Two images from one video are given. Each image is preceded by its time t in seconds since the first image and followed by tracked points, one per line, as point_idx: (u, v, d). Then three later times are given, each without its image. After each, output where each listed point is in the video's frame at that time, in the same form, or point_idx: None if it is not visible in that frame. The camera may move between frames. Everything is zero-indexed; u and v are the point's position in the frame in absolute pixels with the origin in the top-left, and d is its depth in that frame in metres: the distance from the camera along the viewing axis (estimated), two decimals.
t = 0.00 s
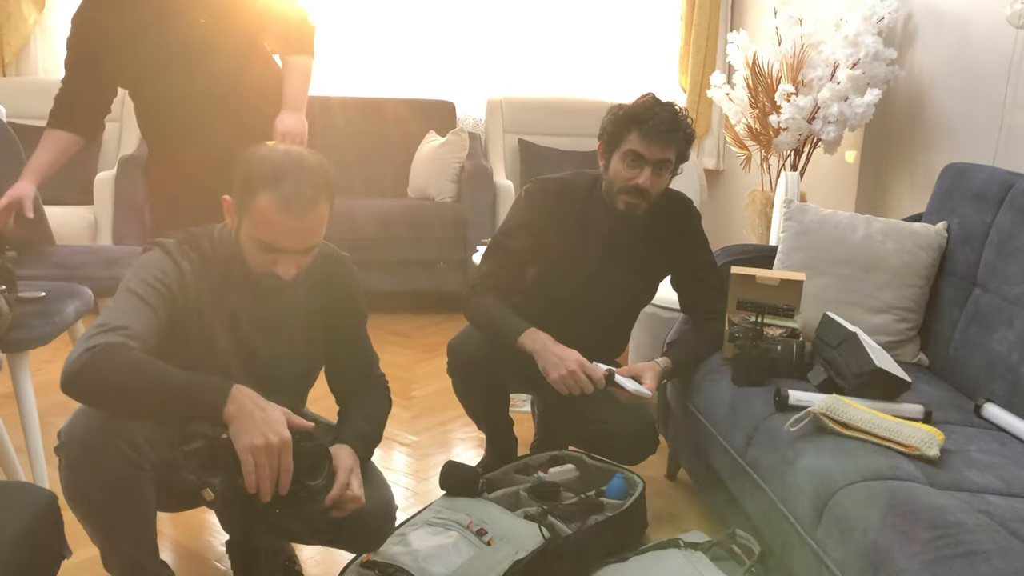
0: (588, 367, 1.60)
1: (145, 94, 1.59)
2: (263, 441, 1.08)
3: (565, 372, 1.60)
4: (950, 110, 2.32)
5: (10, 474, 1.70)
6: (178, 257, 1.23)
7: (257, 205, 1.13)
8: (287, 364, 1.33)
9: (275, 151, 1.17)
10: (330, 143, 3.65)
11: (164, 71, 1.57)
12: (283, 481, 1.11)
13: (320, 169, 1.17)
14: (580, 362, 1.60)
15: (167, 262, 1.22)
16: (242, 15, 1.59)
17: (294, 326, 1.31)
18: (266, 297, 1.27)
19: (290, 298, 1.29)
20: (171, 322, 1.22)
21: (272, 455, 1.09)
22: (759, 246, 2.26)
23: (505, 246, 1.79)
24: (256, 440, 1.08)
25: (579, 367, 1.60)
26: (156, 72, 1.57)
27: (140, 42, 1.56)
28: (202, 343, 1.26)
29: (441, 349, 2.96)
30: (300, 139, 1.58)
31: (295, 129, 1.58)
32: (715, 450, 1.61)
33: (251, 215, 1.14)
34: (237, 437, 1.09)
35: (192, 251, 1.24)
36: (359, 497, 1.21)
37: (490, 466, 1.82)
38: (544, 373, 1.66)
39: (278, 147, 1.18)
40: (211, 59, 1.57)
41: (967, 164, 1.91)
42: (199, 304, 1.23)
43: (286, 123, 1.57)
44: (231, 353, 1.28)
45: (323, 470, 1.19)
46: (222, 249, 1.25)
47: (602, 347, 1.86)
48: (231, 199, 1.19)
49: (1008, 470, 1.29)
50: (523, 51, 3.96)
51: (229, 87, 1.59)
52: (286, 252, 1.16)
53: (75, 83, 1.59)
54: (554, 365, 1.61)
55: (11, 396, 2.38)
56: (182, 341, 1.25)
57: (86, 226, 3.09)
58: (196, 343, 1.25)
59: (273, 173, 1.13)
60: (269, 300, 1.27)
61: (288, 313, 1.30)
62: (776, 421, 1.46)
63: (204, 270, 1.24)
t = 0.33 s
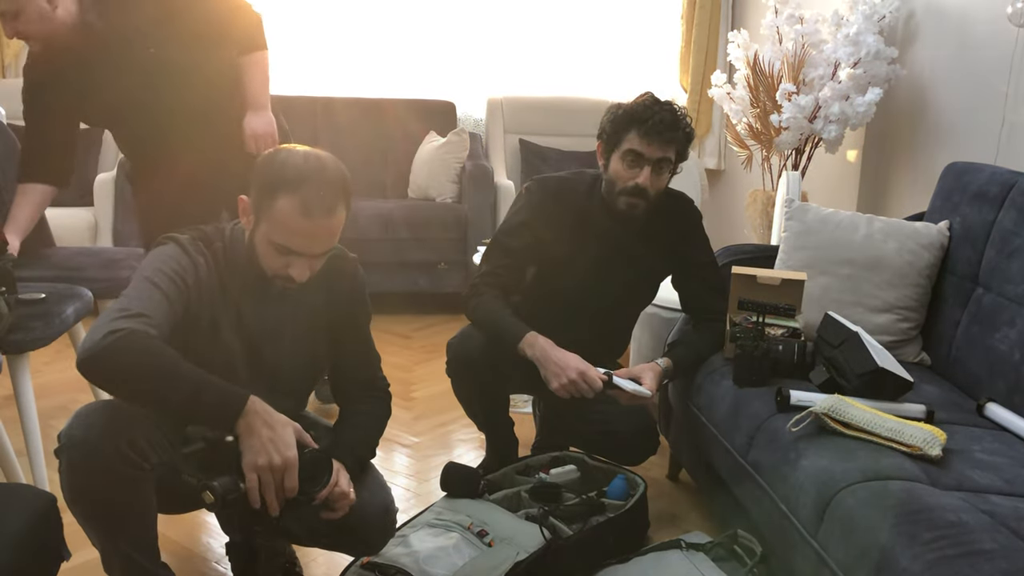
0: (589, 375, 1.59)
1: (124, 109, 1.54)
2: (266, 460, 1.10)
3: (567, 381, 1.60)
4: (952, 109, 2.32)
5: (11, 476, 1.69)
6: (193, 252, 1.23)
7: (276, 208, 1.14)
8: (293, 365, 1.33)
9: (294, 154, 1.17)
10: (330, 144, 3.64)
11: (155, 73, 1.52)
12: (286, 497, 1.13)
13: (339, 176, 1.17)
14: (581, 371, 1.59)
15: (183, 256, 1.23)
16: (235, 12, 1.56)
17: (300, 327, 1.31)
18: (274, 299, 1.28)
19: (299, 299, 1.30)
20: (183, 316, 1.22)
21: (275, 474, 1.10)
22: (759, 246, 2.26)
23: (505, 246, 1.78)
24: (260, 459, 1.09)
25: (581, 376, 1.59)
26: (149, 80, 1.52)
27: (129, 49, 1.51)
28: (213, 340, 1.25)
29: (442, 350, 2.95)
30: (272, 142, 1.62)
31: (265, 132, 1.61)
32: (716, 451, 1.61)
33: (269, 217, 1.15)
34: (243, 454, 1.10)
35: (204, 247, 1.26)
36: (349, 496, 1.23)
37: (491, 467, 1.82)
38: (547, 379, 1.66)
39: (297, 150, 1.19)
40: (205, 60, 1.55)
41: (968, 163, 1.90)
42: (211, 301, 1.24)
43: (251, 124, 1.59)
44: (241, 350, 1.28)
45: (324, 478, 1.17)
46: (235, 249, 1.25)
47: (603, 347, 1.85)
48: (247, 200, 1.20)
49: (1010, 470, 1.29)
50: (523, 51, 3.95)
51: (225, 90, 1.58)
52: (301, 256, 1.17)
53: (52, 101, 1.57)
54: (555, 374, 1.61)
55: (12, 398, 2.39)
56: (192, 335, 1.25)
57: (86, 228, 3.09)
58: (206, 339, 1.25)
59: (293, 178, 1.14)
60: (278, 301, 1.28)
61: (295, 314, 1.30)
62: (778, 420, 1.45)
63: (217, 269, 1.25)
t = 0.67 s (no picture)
0: (586, 361, 1.61)
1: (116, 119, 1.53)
2: (265, 463, 1.10)
3: (563, 367, 1.60)
4: (950, 108, 2.32)
5: (12, 478, 1.70)
6: (195, 250, 1.24)
7: (278, 196, 1.15)
8: (294, 365, 1.33)
9: (295, 145, 1.18)
10: (330, 145, 3.65)
11: (144, 81, 1.51)
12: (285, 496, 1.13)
13: (340, 167, 1.18)
14: (578, 355, 1.60)
15: (185, 254, 1.23)
16: (223, 17, 1.56)
17: (300, 325, 1.32)
18: (275, 298, 1.28)
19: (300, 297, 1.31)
20: (185, 315, 1.22)
21: (274, 476, 1.11)
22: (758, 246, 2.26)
23: (505, 246, 1.79)
24: (259, 461, 1.10)
25: (577, 361, 1.60)
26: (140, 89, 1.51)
27: (119, 61, 1.50)
28: (215, 339, 1.25)
29: (443, 351, 2.96)
30: (250, 145, 1.61)
31: (243, 135, 1.60)
32: (716, 450, 1.61)
33: (271, 205, 1.15)
34: (244, 456, 1.10)
35: (205, 246, 1.26)
36: (345, 491, 1.23)
37: (492, 467, 1.82)
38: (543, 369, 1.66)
39: (297, 143, 1.19)
40: (195, 65, 1.56)
41: (967, 162, 1.90)
42: (214, 299, 1.24)
43: (227, 129, 1.58)
44: (243, 351, 1.28)
45: (323, 479, 1.18)
46: (236, 246, 1.26)
47: (603, 347, 1.85)
48: (250, 192, 1.20)
49: (1009, 469, 1.29)
50: (522, 52, 3.96)
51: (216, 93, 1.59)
52: (303, 245, 1.17)
53: (42, 112, 1.54)
54: (552, 360, 1.62)
55: (13, 399, 2.39)
56: (194, 335, 1.25)
57: (86, 230, 3.09)
58: (208, 338, 1.25)
59: (294, 167, 1.15)
60: (279, 299, 1.28)
61: (296, 312, 1.31)
62: (778, 419, 1.46)
63: (219, 268, 1.25)
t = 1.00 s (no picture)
0: (590, 369, 1.61)
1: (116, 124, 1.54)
2: (268, 466, 1.11)
3: (568, 376, 1.61)
4: (950, 113, 2.33)
5: (13, 480, 1.70)
6: (198, 254, 1.25)
7: (283, 200, 1.15)
8: (296, 368, 1.34)
9: (300, 150, 1.19)
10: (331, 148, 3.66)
11: (146, 86, 1.52)
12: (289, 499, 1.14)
13: (344, 172, 1.19)
14: (582, 364, 1.61)
15: (189, 258, 1.24)
16: (224, 21, 1.56)
17: (300, 329, 1.32)
18: (277, 301, 1.29)
19: (300, 301, 1.31)
20: (188, 318, 1.22)
21: (276, 480, 1.11)
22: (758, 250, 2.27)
23: (506, 250, 1.79)
24: (262, 465, 1.10)
25: (581, 369, 1.60)
26: (142, 94, 1.52)
27: (125, 67, 1.50)
28: (218, 343, 1.26)
29: (443, 354, 2.96)
30: (255, 148, 1.61)
31: (247, 140, 1.60)
32: (716, 454, 1.61)
33: (276, 209, 1.16)
34: (246, 458, 1.11)
35: (209, 250, 1.27)
36: (348, 491, 1.23)
37: (492, 470, 1.82)
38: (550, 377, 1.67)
39: (302, 147, 1.20)
40: (197, 69, 1.57)
41: (967, 167, 1.91)
42: (217, 302, 1.24)
43: (231, 133, 1.58)
44: (244, 355, 1.28)
45: (324, 483, 1.18)
46: (239, 250, 1.26)
47: (603, 351, 1.86)
48: (254, 195, 1.21)
49: (1008, 473, 1.29)
50: (523, 56, 3.97)
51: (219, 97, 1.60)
52: (308, 248, 1.17)
53: (45, 116, 1.54)
54: (556, 369, 1.62)
55: (14, 401, 2.40)
56: (196, 339, 1.25)
57: (88, 232, 3.10)
58: (211, 342, 1.26)
59: (299, 171, 1.15)
60: (281, 302, 1.29)
61: (297, 317, 1.31)
62: (778, 423, 1.46)
63: (222, 272, 1.26)
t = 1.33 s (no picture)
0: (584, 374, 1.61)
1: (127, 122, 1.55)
2: (267, 471, 1.11)
3: (561, 379, 1.61)
4: (949, 121, 2.34)
5: (11, 483, 1.70)
6: (198, 258, 1.25)
7: (282, 205, 1.15)
8: (295, 373, 1.34)
9: (300, 156, 1.19)
10: (332, 151, 3.66)
11: (155, 83, 1.53)
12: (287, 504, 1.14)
13: (343, 178, 1.19)
14: (575, 368, 1.60)
15: (188, 261, 1.24)
16: (232, 20, 1.58)
17: (299, 334, 1.32)
18: (276, 306, 1.29)
19: (299, 306, 1.31)
20: (187, 322, 1.23)
21: (275, 484, 1.12)
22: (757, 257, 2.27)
23: (505, 255, 1.79)
24: (261, 470, 1.11)
25: (574, 373, 1.60)
26: (152, 90, 1.53)
27: (136, 62, 1.51)
28: (217, 347, 1.26)
29: (442, 358, 2.96)
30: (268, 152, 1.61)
31: (262, 142, 1.60)
32: (714, 460, 1.61)
33: (275, 214, 1.16)
34: (245, 462, 1.11)
35: (209, 253, 1.27)
36: (339, 509, 1.23)
37: (490, 475, 1.82)
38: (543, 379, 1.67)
39: (302, 153, 1.20)
40: (210, 69, 1.57)
41: (965, 175, 1.92)
42: (216, 306, 1.25)
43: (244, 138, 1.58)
44: (242, 359, 1.28)
45: (322, 488, 1.19)
46: (239, 254, 1.27)
47: (602, 356, 1.86)
48: (253, 200, 1.21)
49: (1005, 481, 1.29)
50: (524, 61, 3.98)
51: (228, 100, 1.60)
52: (305, 254, 1.17)
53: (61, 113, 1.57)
54: (551, 373, 1.63)
55: (12, 403, 2.39)
56: (194, 344, 1.25)
57: (88, 234, 3.10)
58: (210, 346, 1.26)
59: (299, 176, 1.15)
60: (280, 306, 1.29)
61: (296, 322, 1.31)
62: (775, 430, 1.46)
63: (221, 276, 1.26)
